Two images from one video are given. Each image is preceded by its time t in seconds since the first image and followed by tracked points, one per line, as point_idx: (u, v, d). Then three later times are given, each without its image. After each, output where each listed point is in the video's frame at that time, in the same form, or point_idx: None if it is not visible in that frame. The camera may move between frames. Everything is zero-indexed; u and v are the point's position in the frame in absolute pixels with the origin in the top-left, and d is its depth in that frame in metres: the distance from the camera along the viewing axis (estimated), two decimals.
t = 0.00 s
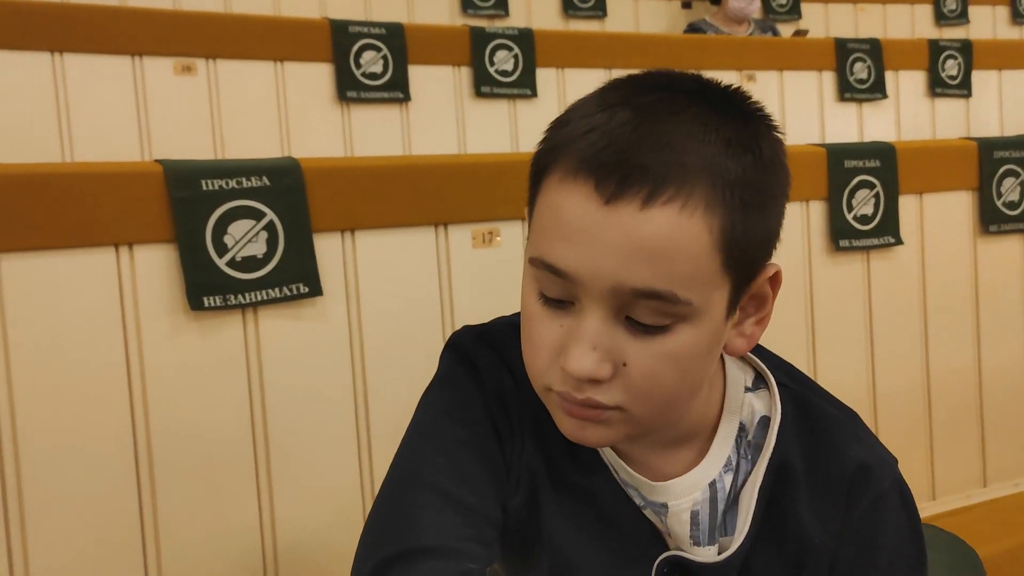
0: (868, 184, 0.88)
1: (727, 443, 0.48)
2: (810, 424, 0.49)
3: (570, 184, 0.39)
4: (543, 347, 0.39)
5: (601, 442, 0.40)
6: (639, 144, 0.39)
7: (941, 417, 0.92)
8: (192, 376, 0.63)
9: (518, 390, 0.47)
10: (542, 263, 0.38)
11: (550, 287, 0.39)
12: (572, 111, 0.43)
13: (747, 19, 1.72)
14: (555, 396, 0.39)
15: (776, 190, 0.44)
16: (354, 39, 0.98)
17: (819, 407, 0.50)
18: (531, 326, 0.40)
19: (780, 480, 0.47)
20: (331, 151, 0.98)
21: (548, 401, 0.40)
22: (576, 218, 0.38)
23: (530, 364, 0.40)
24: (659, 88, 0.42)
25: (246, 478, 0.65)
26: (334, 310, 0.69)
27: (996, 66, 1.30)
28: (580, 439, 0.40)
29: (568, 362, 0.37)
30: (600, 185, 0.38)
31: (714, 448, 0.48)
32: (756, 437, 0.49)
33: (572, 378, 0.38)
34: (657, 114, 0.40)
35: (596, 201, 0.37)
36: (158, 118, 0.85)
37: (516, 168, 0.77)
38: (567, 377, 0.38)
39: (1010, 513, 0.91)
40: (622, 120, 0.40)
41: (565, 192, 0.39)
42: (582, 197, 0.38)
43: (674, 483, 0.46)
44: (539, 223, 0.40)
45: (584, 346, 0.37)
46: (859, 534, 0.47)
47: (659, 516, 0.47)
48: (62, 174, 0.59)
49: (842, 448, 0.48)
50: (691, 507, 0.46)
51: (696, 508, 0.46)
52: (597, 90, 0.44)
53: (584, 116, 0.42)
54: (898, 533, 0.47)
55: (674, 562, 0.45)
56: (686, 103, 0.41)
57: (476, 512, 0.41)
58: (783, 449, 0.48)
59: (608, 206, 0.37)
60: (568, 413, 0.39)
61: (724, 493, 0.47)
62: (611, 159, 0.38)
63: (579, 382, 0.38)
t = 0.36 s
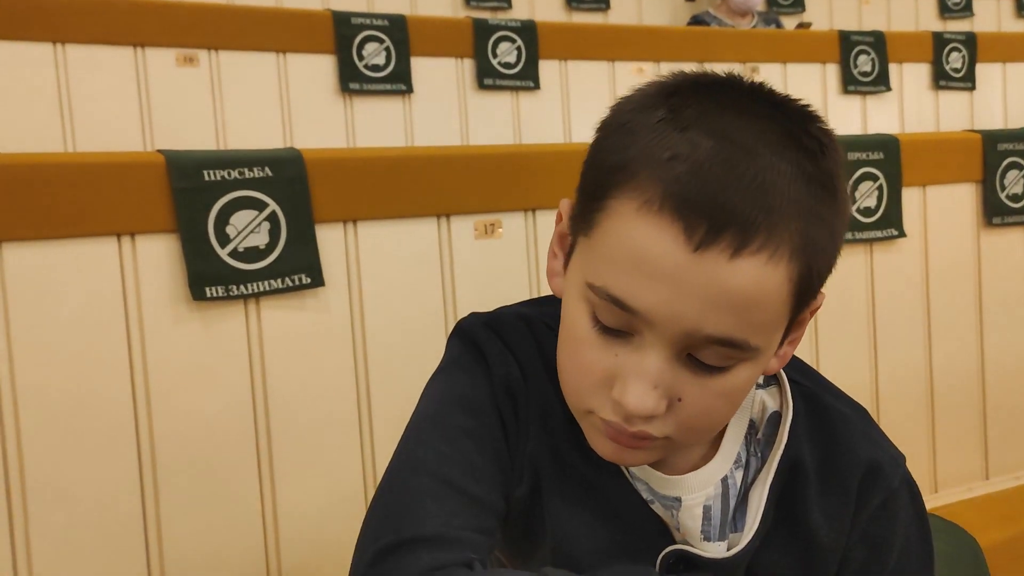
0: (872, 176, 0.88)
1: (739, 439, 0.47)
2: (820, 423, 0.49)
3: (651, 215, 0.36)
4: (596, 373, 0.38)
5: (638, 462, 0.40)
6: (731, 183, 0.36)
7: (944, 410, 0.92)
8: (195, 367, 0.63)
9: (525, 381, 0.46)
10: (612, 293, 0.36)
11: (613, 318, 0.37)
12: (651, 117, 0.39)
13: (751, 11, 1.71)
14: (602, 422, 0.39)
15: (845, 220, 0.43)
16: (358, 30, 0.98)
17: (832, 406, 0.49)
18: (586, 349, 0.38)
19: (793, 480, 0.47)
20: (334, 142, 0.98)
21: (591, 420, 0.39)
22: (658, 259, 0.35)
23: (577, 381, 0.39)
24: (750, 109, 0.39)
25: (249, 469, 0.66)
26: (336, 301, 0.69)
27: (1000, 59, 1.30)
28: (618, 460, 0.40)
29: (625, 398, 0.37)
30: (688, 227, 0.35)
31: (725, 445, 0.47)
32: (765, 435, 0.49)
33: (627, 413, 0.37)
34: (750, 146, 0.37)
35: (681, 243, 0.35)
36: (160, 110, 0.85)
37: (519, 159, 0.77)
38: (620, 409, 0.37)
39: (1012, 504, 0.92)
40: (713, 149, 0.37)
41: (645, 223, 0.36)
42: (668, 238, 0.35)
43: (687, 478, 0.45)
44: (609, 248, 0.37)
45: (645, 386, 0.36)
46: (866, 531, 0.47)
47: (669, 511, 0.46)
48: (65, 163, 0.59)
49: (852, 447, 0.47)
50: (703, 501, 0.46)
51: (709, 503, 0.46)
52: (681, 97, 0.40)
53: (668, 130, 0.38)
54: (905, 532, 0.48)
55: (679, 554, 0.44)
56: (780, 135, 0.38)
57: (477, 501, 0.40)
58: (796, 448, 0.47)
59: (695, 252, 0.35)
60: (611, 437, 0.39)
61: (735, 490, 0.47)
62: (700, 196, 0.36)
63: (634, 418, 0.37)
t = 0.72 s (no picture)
0: (873, 172, 0.88)
1: (739, 428, 0.48)
2: (819, 412, 0.49)
3: (660, 208, 0.37)
4: (601, 364, 0.38)
5: (639, 454, 0.40)
6: (740, 178, 0.37)
7: (944, 404, 0.93)
8: (200, 360, 0.64)
9: (529, 373, 0.47)
10: (620, 284, 0.37)
11: (621, 308, 0.37)
12: (662, 115, 0.40)
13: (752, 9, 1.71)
14: (606, 413, 0.39)
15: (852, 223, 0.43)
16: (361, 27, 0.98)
17: (832, 395, 0.50)
18: (592, 340, 0.39)
19: (793, 468, 0.47)
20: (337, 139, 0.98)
21: (594, 411, 0.40)
22: (667, 251, 0.36)
23: (581, 372, 0.40)
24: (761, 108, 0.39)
25: (254, 461, 0.66)
26: (340, 295, 0.70)
27: (1002, 56, 1.30)
28: (621, 451, 0.40)
29: (629, 388, 0.37)
30: (696, 219, 0.36)
31: (725, 433, 0.47)
32: (763, 425, 0.49)
33: (631, 403, 0.37)
34: (759, 143, 0.38)
35: (689, 235, 0.36)
36: (165, 106, 0.85)
37: (522, 154, 0.78)
38: (623, 400, 0.38)
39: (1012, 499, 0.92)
40: (722, 146, 0.37)
41: (654, 216, 0.37)
42: (677, 231, 0.36)
43: (689, 465, 0.46)
44: (618, 240, 0.38)
45: (650, 376, 0.36)
46: (865, 519, 0.48)
47: (671, 500, 0.46)
48: (73, 158, 0.60)
49: (852, 435, 0.48)
50: (705, 489, 0.46)
51: (710, 490, 0.46)
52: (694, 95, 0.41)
53: (678, 127, 0.39)
54: (904, 519, 0.48)
55: (681, 541, 0.45)
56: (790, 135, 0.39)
57: (481, 491, 0.41)
58: (795, 436, 0.48)
59: (703, 246, 0.35)
60: (613, 428, 0.39)
61: (735, 478, 0.47)
62: (709, 190, 0.36)
63: (638, 408, 0.37)
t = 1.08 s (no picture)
0: (868, 172, 0.88)
1: (735, 429, 0.47)
2: (812, 413, 0.49)
3: (616, 173, 0.39)
4: (565, 333, 0.39)
5: (608, 436, 0.40)
6: (692, 143, 0.38)
7: (939, 405, 0.93)
8: (195, 360, 0.64)
9: (523, 374, 0.47)
10: (579, 247, 0.38)
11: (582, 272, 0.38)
12: (625, 103, 0.43)
13: (748, 8, 1.71)
14: (570, 385, 0.39)
15: (823, 208, 0.44)
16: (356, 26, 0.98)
17: (825, 396, 0.50)
18: (557, 309, 0.39)
19: (787, 471, 0.47)
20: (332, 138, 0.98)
21: (561, 388, 0.40)
22: (619, 210, 0.37)
23: (549, 347, 0.40)
24: (717, 90, 0.42)
25: (248, 462, 0.66)
26: (335, 295, 0.70)
27: (997, 56, 1.30)
28: (590, 431, 0.39)
29: (587, 350, 0.37)
30: (646, 178, 0.38)
31: (720, 435, 0.47)
32: (758, 426, 0.49)
33: (589, 369, 0.38)
34: (712, 115, 0.40)
35: (640, 193, 0.37)
36: (160, 104, 0.85)
37: (517, 154, 0.78)
38: (584, 366, 0.38)
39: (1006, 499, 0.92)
40: (675, 115, 0.40)
41: (611, 181, 0.39)
42: (628, 190, 0.38)
43: (683, 468, 0.45)
44: (579, 208, 0.40)
45: (607, 337, 0.37)
46: (857, 520, 0.48)
47: (666, 503, 0.46)
48: (68, 158, 0.59)
49: (844, 437, 0.48)
50: (700, 491, 0.46)
51: (705, 492, 0.46)
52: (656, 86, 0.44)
53: (638, 108, 0.41)
54: (895, 519, 0.48)
55: (675, 544, 0.45)
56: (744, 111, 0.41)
57: (474, 494, 0.41)
58: (789, 438, 0.48)
59: (655, 201, 0.37)
60: (579, 403, 0.39)
61: (730, 480, 0.47)
62: (659, 152, 0.38)
63: (596, 373, 0.37)
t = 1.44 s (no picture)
0: (849, 173, 0.88)
1: (713, 429, 0.47)
2: (792, 415, 0.49)
3: (577, 160, 0.40)
4: (531, 320, 0.39)
5: (578, 429, 0.40)
6: (649, 128, 0.40)
7: (919, 405, 0.94)
8: (173, 360, 0.63)
9: (501, 375, 0.47)
10: (542, 233, 0.40)
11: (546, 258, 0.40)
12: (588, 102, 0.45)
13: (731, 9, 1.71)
14: (536, 374, 0.39)
15: (784, 195, 0.45)
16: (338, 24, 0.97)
17: (804, 398, 0.50)
18: (523, 298, 0.40)
19: (767, 473, 0.47)
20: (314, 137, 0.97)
21: (529, 378, 0.40)
22: (578, 192, 0.39)
23: (517, 340, 0.41)
24: (670, 83, 0.44)
25: (227, 464, 0.65)
26: (316, 295, 0.69)
27: (977, 59, 1.32)
28: (559, 423, 0.40)
29: (551, 333, 0.38)
30: (603, 158, 0.39)
31: (699, 436, 0.47)
32: (736, 427, 0.49)
33: (554, 354, 0.38)
34: (665, 102, 0.42)
35: (597, 172, 0.39)
36: (138, 101, 0.84)
37: (499, 154, 0.77)
38: (549, 351, 0.38)
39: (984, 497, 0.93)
40: (630, 104, 0.42)
41: (571, 166, 0.40)
42: (587, 172, 0.39)
43: (662, 470, 0.45)
44: (542, 197, 0.41)
45: (570, 319, 0.37)
46: (836, 522, 0.48)
47: (645, 505, 0.46)
48: (42, 154, 0.58)
49: (823, 440, 0.48)
50: (679, 493, 0.46)
51: (684, 495, 0.46)
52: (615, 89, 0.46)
53: (596, 103, 0.44)
54: (873, 521, 0.48)
55: (655, 547, 0.45)
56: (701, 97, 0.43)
57: (454, 497, 0.41)
58: (768, 440, 0.48)
59: (611, 178, 0.39)
60: (547, 393, 0.39)
61: (710, 482, 0.47)
62: (615, 135, 0.40)
63: (561, 357, 0.38)
